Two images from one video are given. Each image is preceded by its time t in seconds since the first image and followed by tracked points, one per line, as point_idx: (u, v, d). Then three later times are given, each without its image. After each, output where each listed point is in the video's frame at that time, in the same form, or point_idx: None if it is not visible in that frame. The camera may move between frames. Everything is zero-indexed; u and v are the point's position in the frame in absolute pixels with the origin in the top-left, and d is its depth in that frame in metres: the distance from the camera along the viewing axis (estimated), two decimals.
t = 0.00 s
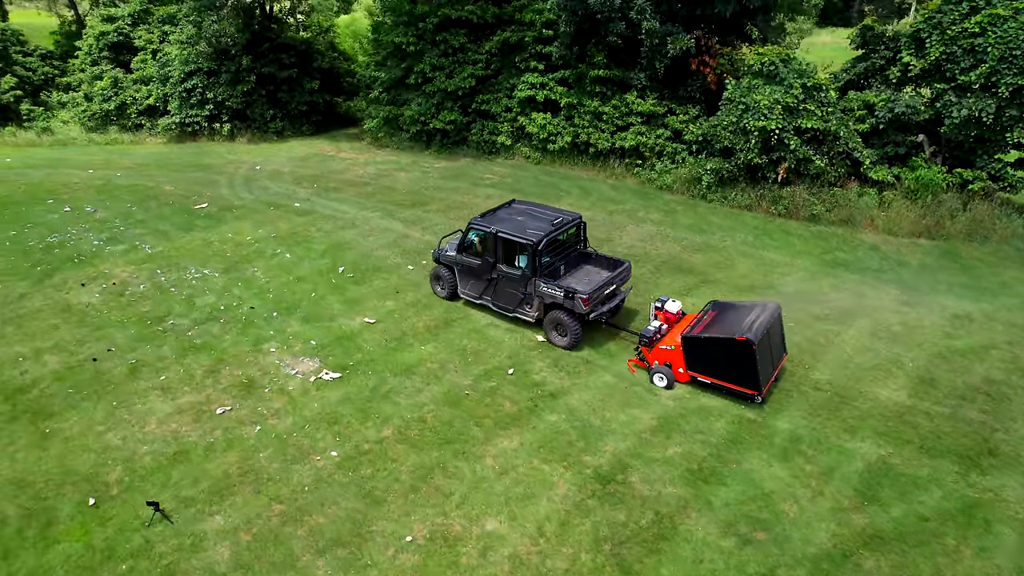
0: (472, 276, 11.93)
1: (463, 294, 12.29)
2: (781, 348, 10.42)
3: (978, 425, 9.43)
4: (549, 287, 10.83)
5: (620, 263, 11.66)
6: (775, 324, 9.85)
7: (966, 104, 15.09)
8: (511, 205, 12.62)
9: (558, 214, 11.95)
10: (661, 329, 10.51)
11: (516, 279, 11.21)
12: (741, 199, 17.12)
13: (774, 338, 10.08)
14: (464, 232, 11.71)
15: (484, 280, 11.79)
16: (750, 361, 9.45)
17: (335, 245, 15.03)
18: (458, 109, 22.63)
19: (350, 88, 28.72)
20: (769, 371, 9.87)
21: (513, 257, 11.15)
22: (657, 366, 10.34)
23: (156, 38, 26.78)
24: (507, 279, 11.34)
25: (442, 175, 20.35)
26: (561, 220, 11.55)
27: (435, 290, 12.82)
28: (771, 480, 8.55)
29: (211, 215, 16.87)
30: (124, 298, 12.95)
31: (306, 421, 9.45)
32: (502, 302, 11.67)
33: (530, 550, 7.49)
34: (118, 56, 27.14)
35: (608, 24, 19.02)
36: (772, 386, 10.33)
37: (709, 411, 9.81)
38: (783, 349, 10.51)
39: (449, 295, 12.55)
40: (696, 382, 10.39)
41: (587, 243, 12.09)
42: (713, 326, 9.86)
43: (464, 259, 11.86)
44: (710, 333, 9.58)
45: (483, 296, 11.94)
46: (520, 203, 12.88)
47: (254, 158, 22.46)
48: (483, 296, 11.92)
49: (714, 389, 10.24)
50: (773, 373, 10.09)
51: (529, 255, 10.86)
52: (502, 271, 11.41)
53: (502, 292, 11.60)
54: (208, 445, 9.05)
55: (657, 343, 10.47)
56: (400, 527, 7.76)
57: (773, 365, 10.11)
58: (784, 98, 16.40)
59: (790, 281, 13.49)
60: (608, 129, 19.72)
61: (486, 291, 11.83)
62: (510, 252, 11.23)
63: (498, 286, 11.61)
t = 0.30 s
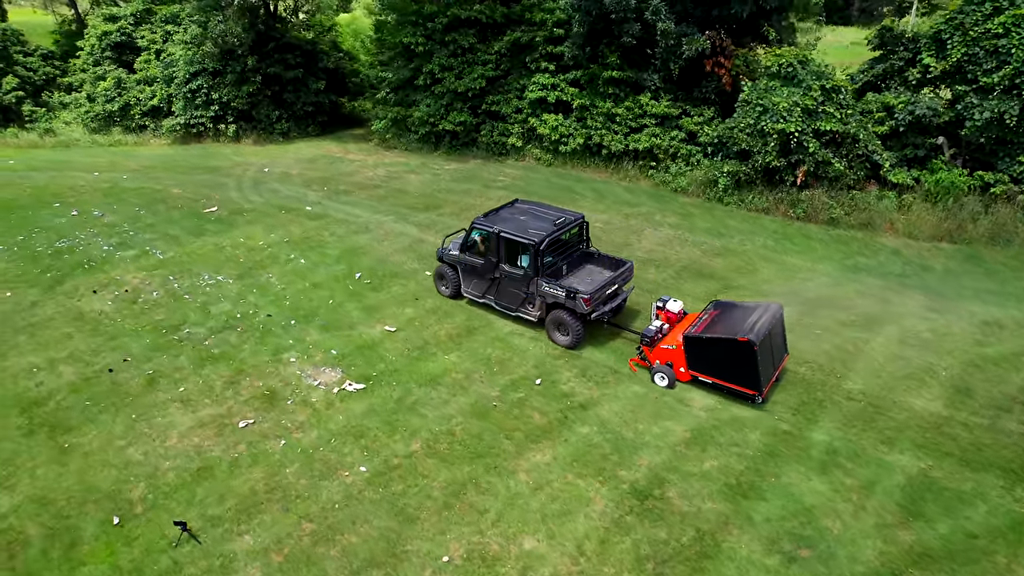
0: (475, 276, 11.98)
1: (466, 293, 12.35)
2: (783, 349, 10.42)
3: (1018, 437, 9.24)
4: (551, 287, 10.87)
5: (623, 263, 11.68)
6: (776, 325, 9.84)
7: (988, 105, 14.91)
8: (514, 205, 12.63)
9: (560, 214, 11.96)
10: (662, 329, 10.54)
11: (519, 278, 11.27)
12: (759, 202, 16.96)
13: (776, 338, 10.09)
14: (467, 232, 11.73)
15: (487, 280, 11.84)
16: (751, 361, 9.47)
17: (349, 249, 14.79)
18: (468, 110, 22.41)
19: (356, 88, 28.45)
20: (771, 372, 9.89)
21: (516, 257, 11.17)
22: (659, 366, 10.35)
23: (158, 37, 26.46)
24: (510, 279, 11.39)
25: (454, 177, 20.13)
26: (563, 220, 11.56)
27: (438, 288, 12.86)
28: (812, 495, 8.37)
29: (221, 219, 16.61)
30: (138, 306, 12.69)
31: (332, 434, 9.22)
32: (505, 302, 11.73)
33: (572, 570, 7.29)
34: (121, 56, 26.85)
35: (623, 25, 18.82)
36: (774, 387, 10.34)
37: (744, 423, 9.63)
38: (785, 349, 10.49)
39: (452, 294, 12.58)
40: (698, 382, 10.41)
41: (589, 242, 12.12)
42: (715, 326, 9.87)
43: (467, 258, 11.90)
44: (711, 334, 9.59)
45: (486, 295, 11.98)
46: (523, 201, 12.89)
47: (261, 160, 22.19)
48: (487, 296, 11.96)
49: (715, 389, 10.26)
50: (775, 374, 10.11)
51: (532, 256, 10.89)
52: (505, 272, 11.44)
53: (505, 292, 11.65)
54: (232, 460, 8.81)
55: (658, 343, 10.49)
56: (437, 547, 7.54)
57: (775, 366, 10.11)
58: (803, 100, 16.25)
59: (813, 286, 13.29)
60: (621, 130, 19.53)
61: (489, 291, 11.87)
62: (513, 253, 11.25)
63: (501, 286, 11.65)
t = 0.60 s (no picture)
0: (480, 272, 12.11)
1: (470, 290, 12.46)
2: (784, 349, 10.49)
3: None
4: (554, 284, 10.99)
5: (626, 260, 11.79)
6: (777, 324, 9.93)
7: (1011, 106, 14.70)
8: (518, 202, 12.74)
9: (565, 211, 12.06)
10: (664, 327, 10.62)
11: (522, 275, 11.40)
12: (777, 204, 16.79)
13: (776, 338, 10.18)
14: (471, 229, 11.86)
15: (491, 277, 11.97)
16: (751, 360, 9.56)
17: (365, 253, 14.56)
18: (478, 111, 22.20)
19: (361, 87, 28.19)
20: (771, 371, 9.97)
21: (520, 254, 11.30)
22: (660, 363, 10.42)
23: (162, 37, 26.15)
24: (514, 276, 11.53)
25: (465, 178, 19.89)
26: (567, 217, 11.66)
27: (442, 286, 12.95)
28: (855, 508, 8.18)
29: (232, 222, 16.34)
30: (152, 312, 12.44)
31: (359, 447, 9.01)
32: (508, 299, 11.86)
33: None
34: (124, 55, 26.56)
35: (638, 24, 18.57)
36: (774, 386, 10.40)
37: (780, 434, 9.44)
38: (786, 349, 10.56)
39: (457, 291, 12.69)
40: (698, 380, 10.49)
41: (593, 240, 12.23)
42: (716, 325, 9.97)
43: (472, 255, 12.04)
44: (712, 332, 9.70)
45: (489, 292, 12.12)
46: (527, 199, 12.99)
47: (269, 161, 21.92)
48: (491, 293, 12.09)
49: (716, 388, 10.35)
50: (776, 373, 10.18)
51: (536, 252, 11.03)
52: (509, 269, 11.58)
53: (509, 288, 11.79)
54: (258, 475, 8.57)
55: (660, 341, 10.55)
56: (476, 566, 7.33)
57: (776, 365, 10.18)
58: (823, 101, 16.06)
59: (838, 290, 13.11)
60: (635, 131, 19.33)
61: (493, 288, 12.01)
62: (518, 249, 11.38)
63: (505, 282, 11.79)
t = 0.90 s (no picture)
0: (483, 270, 12.09)
1: (472, 286, 12.46)
2: (785, 348, 10.45)
3: None
4: (556, 281, 10.96)
5: (629, 258, 11.76)
6: (778, 322, 9.89)
7: None
8: (521, 199, 12.72)
9: (567, 208, 12.02)
10: (665, 324, 10.63)
11: (525, 272, 11.37)
12: (795, 205, 16.59)
13: (778, 337, 10.16)
14: (474, 226, 11.84)
15: (493, 274, 11.95)
16: (753, 357, 9.52)
17: (380, 257, 14.30)
18: (487, 111, 21.95)
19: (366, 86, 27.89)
20: (772, 369, 9.93)
21: (523, 251, 11.25)
22: (660, 360, 10.42)
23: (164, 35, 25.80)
24: (517, 273, 11.50)
25: (477, 180, 19.62)
26: (569, 214, 11.62)
27: (445, 282, 13.01)
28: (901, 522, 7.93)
29: (243, 225, 16.07)
30: (166, 319, 12.16)
31: (387, 460, 8.76)
32: (510, 296, 11.84)
33: None
34: (127, 54, 26.24)
35: (652, 23, 18.38)
36: (774, 385, 10.37)
37: (817, 444, 9.21)
38: (788, 347, 10.52)
39: (459, 288, 12.73)
40: (699, 378, 10.45)
41: (595, 237, 12.20)
42: (717, 322, 9.95)
43: (474, 252, 12.02)
44: (714, 329, 9.69)
45: (492, 289, 12.10)
46: (530, 196, 12.96)
47: (276, 162, 21.63)
48: (493, 291, 12.07)
49: (717, 385, 10.32)
50: (777, 372, 10.14)
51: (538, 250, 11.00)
52: (512, 266, 11.54)
53: (510, 285, 11.76)
54: (285, 490, 8.32)
55: (661, 338, 10.53)
56: None
57: (777, 364, 10.14)
58: (843, 102, 15.83)
59: (864, 294, 12.90)
60: (649, 131, 19.11)
61: (495, 285, 11.99)
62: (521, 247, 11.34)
63: (507, 280, 11.76)
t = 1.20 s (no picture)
0: (485, 269, 12.13)
1: (474, 286, 12.53)
2: (786, 348, 10.39)
3: None
4: (558, 281, 10.96)
5: (631, 257, 11.76)
6: (780, 322, 9.80)
7: None
8: (524, 199, 12.72)
9: (569, 207, 12.00)
10: (666, 323, 10.68)
11: (526, 271, 11.40)
12: (813, 208, 16.40)
13: (779, 337, 10.08)
14: (476, 226, 11.87)
15: (495, 274, 11.99)
16: (753, 359, 9.46)
17: (396, 263, 14.05)
18: (496, 111, 21.68)
19: (371, 86, 27.59)
20: (773, 370, 9.88)
21: (525, 251, 11.27)
22: (661, 359, 10.46)
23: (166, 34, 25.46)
24: (518, 273, 11.54)
25: (489, 182, 19.38)
26: (571, 214, 11.59)
27: (447, 281, 13.11)
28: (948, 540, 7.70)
29: (253, 230, 15.78)
30: (180, 328, 11.89)
31: (415, 477, 8.51)
32: (512, 296, 11.88)
33: None
34: (128, 54, 25.90)
35: (666, 23, 18.10)
36: (774, 385, 10.37)
37: (854, 456, 8.99)
38: (789, 347, 10.47)
39: (461, 287, 12.81)
40: (699, 376, 10.47)
41: (597, 237, 12.20)
42: (717, 322, 9.91)
43: (477, 252, 12.05)
44: (714, 329, 9.64)
45: (493, 288, 12.15)
46: (532, 195, 12.95)
47: (283, 163, 21.34)
48: (495, 290, 12.12)
49: (717, 384, 10.31)
50: (777, 372, 10.10)
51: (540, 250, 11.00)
52: (514, 266, 11.57)
53: (512, 285, 11.79)
54: (312, 509, 8.06)
55: (661, 337, 10.59)
56: None
57: (778, 364, 10.10)
58: (863, 104, 15.64)
59: (890, 300, 12.69)
60: (663, 133, 18.87)
61: (497, 284, 12.03)
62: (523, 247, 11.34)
63: (508, 279, 11.80)
